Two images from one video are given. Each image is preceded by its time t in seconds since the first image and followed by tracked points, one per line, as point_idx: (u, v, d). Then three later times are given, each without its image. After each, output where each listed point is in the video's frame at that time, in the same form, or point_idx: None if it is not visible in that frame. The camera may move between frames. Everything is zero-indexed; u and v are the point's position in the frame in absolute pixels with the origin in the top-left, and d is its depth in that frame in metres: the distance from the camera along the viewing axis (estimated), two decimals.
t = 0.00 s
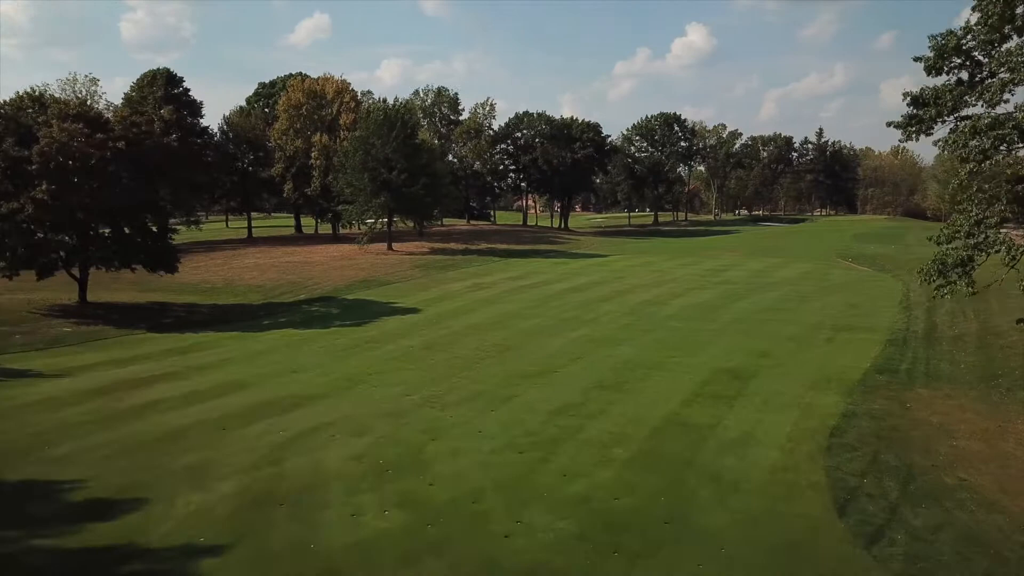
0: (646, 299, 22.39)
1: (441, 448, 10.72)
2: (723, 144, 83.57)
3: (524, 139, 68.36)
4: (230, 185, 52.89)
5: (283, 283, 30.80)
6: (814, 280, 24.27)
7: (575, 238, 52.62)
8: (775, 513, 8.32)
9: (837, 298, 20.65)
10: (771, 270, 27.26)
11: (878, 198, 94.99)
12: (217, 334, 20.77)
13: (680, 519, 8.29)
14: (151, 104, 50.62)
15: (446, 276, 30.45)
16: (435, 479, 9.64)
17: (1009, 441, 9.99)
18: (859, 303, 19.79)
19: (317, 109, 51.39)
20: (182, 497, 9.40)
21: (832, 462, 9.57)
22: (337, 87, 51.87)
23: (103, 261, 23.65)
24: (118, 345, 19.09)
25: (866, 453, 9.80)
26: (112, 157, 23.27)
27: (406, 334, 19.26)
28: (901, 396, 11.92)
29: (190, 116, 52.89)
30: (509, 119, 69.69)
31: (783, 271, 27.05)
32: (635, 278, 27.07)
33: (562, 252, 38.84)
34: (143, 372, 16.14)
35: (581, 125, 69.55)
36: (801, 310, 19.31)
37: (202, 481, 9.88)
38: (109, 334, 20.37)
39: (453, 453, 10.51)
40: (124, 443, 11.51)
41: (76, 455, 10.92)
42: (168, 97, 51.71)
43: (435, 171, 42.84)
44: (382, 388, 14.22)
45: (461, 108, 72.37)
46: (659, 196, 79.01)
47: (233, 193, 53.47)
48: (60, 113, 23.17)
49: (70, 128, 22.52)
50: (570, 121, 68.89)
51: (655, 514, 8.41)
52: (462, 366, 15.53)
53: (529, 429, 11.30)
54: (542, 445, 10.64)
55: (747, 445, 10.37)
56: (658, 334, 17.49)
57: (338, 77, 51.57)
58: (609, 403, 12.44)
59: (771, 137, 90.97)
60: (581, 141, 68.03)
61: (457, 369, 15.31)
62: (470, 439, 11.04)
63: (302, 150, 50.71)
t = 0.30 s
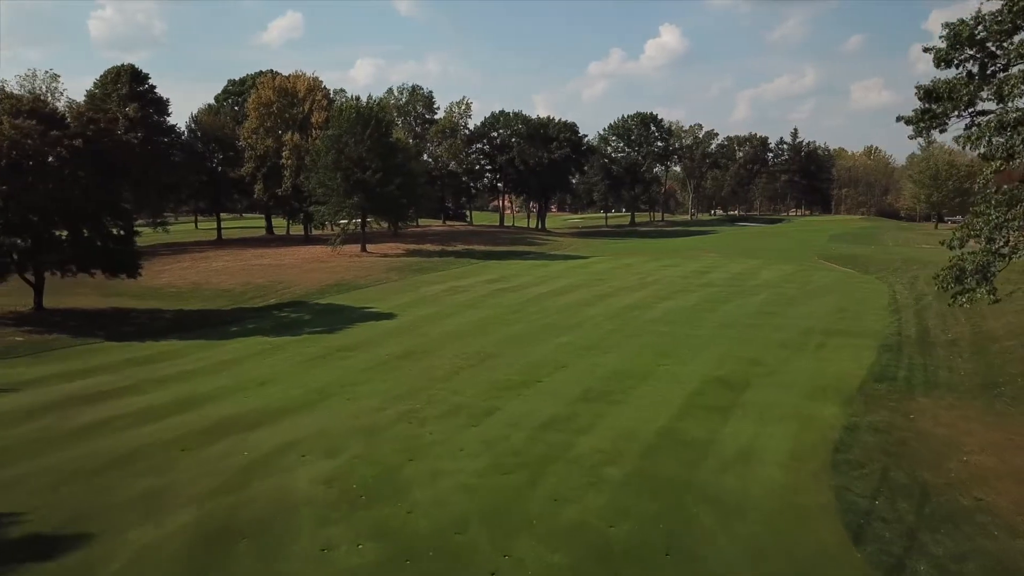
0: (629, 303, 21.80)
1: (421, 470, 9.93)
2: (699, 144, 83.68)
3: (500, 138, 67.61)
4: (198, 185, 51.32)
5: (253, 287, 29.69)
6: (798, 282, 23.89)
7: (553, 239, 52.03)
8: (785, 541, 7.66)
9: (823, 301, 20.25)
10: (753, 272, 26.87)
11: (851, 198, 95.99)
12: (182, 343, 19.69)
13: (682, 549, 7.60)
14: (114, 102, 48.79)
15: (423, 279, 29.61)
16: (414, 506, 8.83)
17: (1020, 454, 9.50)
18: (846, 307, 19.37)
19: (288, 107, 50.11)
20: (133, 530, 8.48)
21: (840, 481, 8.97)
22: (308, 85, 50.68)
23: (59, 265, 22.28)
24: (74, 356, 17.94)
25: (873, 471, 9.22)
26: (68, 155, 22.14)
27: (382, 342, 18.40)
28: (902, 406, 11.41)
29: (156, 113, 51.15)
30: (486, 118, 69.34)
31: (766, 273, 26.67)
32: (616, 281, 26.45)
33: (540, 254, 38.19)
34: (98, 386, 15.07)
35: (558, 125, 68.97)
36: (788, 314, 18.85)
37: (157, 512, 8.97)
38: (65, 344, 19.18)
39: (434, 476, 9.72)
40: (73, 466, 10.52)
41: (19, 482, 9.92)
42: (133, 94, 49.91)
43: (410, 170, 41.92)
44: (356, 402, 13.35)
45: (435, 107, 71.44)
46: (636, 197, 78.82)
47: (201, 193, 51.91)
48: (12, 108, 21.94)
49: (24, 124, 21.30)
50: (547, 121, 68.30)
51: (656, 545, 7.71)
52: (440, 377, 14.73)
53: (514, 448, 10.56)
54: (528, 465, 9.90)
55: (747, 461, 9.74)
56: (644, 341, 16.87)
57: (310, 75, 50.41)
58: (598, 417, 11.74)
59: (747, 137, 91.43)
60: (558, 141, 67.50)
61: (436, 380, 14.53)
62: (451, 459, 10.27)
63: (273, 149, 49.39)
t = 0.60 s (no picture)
0: (614, 307, 21.14)
1: (400, 497, 9.09)
2: (676, 144, 83.71)
3: (477, 138, 66.82)
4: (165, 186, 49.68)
5: (222, 291, 28.54)
6: (784, 284, 23.50)
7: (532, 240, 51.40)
8: None
9: (812, 305, 19.83)
10: (737, 274, 26.44)
11: (827, 198, 96.88)
12: (143, 353, 18.58)
13: None
14: (76, 99, 46.98)
15: (399, 282, 28.73)
16: (392, 539, 8.00)
17: None
18: (836, 310, 18.91)
19: (259, 105, 48.79)
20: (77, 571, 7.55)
21: (853, 504, 8.32)
22: (280, 82, 49.47)
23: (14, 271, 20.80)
24: (27, 367, 16.77)
25: (888, 491, 8.59)
26: (21, 154, 21.06)
27: (357, 350, 17.49)
28: (909, 417, 10.84)
29: (122, 111, 49.24)
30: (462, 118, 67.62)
31: (750, 275, 26.21)
32: (598, 283, 25.81)
33: (520, 256, 37.49)
34: (50, 400, 13.97)
35: (535, 124, 68.27)
36: (777, 318, 18.33)
37: (105, 548, 8.04)
38: (18, 354, 17.98)
39: (415, 503, 8.90)
40: (14, 495, 9.51)
41: None
42: (97, 91, 47.94)
43: (385, 170, 40.95)
44: (329, 418, 12.46)
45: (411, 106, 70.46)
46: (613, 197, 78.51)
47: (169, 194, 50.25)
48: None
49: None
50: (524, 120, 67.58)
51: None
52: (419, 388, 13.89)
53: (500, 470, 9.77)
54: (517, 490, 9.13)
55: (751, 482, 9.07)
56: (632, 347, 16.19)
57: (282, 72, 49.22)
58: (590, 433, 11.01)
59: (723, 137, 91.74)
60: (535, 140, 66.89)
61: (414, 392, 13.69)
62: (432, 483, 9.47)
63: (244, 148, 48.02)
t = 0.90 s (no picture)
0: (598, 312, 20.40)
1: (379, 529, 8.25)
2: (653, 144, 83.61)
3: (454, 137, 65.99)
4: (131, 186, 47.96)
5: (189, 296, 27.32)
6: (771, 287, 23.03)
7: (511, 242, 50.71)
8: None
9: (801, 309, 19.34)
10: (721, 277, 25.94)
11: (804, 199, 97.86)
12: (101, 364, 17.40)
13: None
14: (37, 96, 44.37)
15: (375, 286, 27.79)
16: None
17: None
18: (826, 315, 18.39)
19: (229, 102, 47.38)
20: None
21: (875, 533, 7.65)
22: (251, 80, 48.14)
23: None
24: None
25: (908, 516, 7.95)
26: None
27: (330, 360, 16.52)
28: (919, 431, 10.25)
29: (86, 109, 46.70)
30: (438, 116, 67.66)
31: (735, 277, 25.70)
32: (580, 287, 25.08)
33: (499, 258, 36.72)
34: None
35: (513, 124, 67.57)
36: (768, 323, 17.75)
37: None
38: None
39: (395, 536, 8.06)
40: None
41: None
42: (59, 88, 45.26)
43: (359, 169, 39.88)
44: (299, 437, 11.53)
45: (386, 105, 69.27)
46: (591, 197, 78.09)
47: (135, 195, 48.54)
48: None
49: None
50: (502, 120, 66.78)
51: None
52: (397, 402, 13.02)
53: (487, 496, 8.95)
54: (508, 520, 8.33)
55: (761, 508, 8.36)
56: (620, 355, 15.48)
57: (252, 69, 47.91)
58: (583, 451, 10.26)
59: (700, 138, 91.93)
60: (513, 140, 66.19)
61: (392, 407, 12.80)
62: (414, 513, 8.63)
63: (213, 147, 46.55)
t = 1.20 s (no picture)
0: (583, 317, 19.68)
1: (356, 568, 7.40)
2: (631, 144, 83.44)
3: (430, 137, 65.07)
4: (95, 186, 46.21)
5: (155, 302, 26.07)
6: (758, 290, 22.55)
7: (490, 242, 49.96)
8: None
9: (791, 313, 18.85)
10: (706, 279, 25.44)
11: (780, 199, 98.52)
12: (56, 377, 16.22)
13: None
14: None
15: (351, 289, 26.83)
16: None
17: None
18: (818, 320, 17.88)
19: (198, 99, 45.91)
20: None
21: (902, 568, 6.98)
22: (221, 77, 46.70)
23: None
24: None
25: (936, 547, 7.31)
26: None
27: (302, 372, 15.56)
28: (933, 447, 9.65)
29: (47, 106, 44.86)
30: (414, 115, 66.90)
31: (721, 280, 25.19)
32: (563, 290, 24.37)
33: (478, 260, 35.95)
34: None
35: (490, 123, 66.81)
36: (759, 328, 17.18)
37: None
38: None
39: None
40: None
41: None
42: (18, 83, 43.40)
43: (333, 169, 38.75)
44: (267, 460, 10.59)
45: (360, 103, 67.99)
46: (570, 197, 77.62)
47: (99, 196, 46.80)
48: None
49: None
50: (479, 119, 65.95)
51: None
52: (374, 419, 12.14)
53: (475, 527, 8.14)
54: (499, 555, 7.53)
55: (776, 538, 7.67)
56: (609, 363, 14.74)
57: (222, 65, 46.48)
58: (577, 473, 9.49)
59: (677, 138, 92.07)
60: (490, 140, 65.40)
61: (368, 424, 11.92)
62: (395, 548, 7.79)
63: (181, 146, 45.04)
